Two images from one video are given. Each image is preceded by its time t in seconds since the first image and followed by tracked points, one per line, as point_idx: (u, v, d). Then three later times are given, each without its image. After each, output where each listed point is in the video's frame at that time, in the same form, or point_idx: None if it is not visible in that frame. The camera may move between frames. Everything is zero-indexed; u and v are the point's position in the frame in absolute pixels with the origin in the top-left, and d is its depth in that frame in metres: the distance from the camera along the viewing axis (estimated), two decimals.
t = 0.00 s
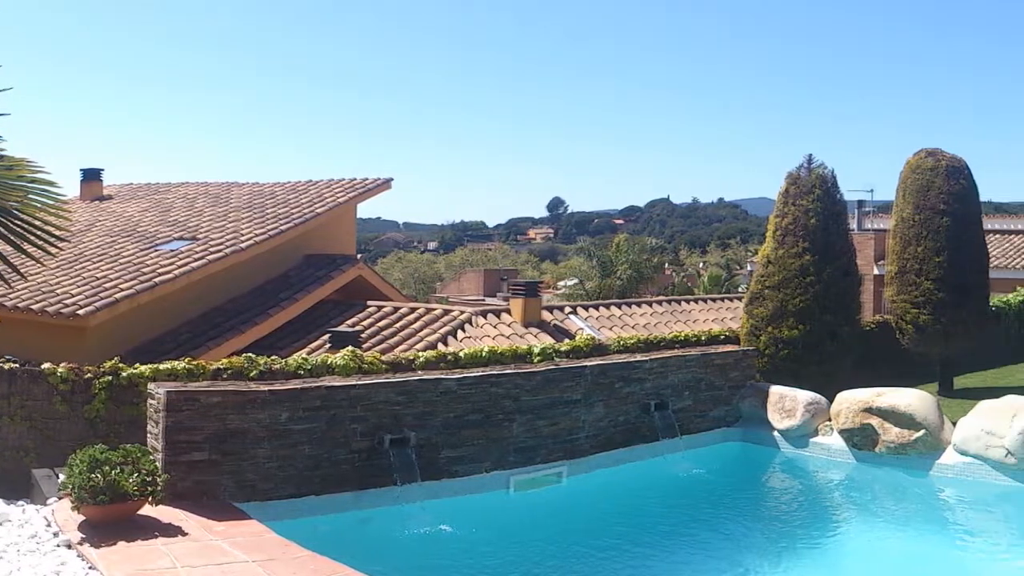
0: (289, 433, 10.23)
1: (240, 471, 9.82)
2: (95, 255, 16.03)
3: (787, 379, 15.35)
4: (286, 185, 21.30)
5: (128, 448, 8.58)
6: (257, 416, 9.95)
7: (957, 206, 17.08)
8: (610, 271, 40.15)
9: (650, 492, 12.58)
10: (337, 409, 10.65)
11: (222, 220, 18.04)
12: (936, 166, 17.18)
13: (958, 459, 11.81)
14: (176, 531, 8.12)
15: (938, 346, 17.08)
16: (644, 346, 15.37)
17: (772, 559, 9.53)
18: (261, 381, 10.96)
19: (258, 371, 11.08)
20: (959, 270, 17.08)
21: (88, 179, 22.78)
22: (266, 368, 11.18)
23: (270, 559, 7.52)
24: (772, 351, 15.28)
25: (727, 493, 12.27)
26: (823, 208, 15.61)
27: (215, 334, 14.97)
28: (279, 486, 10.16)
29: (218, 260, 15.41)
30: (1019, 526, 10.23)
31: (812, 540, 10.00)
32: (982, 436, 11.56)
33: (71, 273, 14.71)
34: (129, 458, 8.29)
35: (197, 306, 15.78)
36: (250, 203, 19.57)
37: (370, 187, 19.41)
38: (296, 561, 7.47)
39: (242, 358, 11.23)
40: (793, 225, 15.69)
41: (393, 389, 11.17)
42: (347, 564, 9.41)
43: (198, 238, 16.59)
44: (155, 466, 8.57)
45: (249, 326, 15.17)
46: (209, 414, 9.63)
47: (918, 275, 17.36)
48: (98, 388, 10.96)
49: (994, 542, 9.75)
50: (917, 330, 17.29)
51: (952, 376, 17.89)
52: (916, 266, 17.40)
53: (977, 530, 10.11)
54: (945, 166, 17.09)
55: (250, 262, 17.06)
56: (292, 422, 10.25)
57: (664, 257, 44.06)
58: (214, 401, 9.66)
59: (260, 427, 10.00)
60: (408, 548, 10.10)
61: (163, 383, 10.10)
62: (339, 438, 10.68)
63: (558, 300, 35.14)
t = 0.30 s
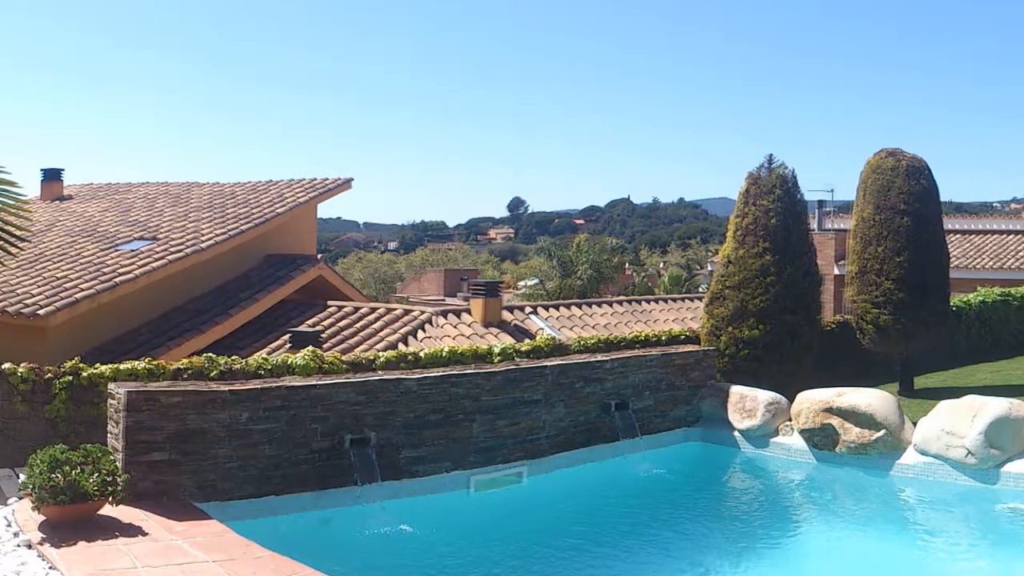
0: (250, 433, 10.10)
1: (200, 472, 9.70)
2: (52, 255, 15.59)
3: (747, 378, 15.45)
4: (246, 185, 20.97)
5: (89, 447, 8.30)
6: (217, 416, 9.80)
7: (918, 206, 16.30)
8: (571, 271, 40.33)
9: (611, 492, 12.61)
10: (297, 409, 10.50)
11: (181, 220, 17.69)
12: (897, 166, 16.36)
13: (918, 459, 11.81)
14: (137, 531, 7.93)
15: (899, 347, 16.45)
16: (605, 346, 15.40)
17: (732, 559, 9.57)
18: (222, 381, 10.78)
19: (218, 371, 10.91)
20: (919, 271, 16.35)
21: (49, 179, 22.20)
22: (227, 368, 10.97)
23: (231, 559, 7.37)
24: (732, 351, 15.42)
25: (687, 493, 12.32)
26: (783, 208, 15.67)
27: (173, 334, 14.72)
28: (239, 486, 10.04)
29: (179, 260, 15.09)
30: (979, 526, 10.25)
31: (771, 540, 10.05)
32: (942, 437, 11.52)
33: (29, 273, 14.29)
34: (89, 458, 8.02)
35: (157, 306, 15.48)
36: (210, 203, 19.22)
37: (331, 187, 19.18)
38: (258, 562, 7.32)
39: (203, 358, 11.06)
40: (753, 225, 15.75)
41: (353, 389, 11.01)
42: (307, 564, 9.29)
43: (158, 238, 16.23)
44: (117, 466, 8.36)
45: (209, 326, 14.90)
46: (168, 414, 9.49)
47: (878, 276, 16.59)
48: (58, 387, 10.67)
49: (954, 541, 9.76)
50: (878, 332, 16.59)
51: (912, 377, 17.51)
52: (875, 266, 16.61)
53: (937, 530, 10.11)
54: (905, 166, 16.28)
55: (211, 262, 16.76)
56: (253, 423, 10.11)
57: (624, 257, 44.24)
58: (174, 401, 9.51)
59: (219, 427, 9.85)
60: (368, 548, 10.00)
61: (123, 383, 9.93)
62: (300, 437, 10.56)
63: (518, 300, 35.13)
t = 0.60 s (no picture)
0: (210, 433, 10.04)
1: (160, 472, 9.62)
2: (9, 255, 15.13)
3: (707, 378, 15.56)
4: (207, 185, 20.59)
5: (51, 446, 8.08)
6: (177, 416, 9.74)
7: (879, 206, 16.01)
8: (531, 271, 40.37)
9: (572, 492, 12.60)
10: (257, 409, 10.44)
11: (141, 220, 17.30)
12: (858, 166, 16.08)
13: (878, 459, 11.80)
14: (97, 531, 7.82)
15: (859, 347, 16.19)
16: (567, 346, 15.41)
17: (693, 559, 9.60)
18: (182, 381, 10.75)
19: (178, 371, 10.86)
20: (881, 271, 16.06)
21: (8, 179, 21.62)
22: (187, 368, 10.96)
23: (191, 559, 7.28)
24: (692, 351, 15.54)
25: (648, 493, 12.36)
26: (744, 208, 15.79)
27: (132, 334, 14.48)
28: (200, 486, 9.97)
29: (139, 260, 14.75)
30: (938, 525, 10.19)
31: (732, 540, 10.10)
32: (902, 437, 11.51)
33: None
34: (50, 458, 7.80)
35: (116, 307, 15.15)
36: (171, 203, 18.84)
37: (291, 187, 18.91)
38: (218, 561, 7.23)
39: (163, 358, 10.98)
40: (714, 225, 15.84)
41: (313, 389, 10.91)
42: (267, 563, 9.19)
43: (118, 238, 15.86)
44: (76, 465, 8.13)
45: (169, 327, 14.62)
46: (128, 414, 9.39)
47: (839, 276, 16.26)
48: (18, 387, 10.35)
49: (914, 541, 9.72)
50: (839, 332, 16.28)
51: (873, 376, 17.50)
52: (836, 266, 16.28)
53: (897, 530, 10.09)
54: (866, 166, 16.07)
55: (170, 262, 16.43)
56: (213, 422, 10.05)
57: (584, 257, 44.36)
58: (134, 401, 9.42)
59: (180, 427, 9.80)
60: (328, 548, 9.88)
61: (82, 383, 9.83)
62: (259, 437, 10.47)
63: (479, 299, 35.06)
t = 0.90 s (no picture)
0: (171, 433, 9.94)
1: (121, 472, 9.50)
2: None
3: (668, 378, 15.66)
4: (167, 185, 20.17)
5: (12, 446, 7.95)
6: (137, 416, 9.61)
7: (839, 206, 16.21)
8: (492, 271, 40.31)
9: (533, 491, 12.57)
10: (218, 409, 10.34)
11: (100, 220, 16.87)
12: (818, 166, 16.30)
13: (839, 459, 11.78)
14: (57, 531, 7.72)
15: (818, 346, 16.36)
16: (528, 346, 15.41)
17: (654, 558, 9.62)
18: (143, 381, 10.54)
19: (139, 371, 10.64)
20: (840, 271, 16.24)
21: None
22: (148, 368, 10.74)
23: (151, 559, 7.19)
24: (653, 351, 15.65)
25: (608, 492, 12.38)
26: (704, 208, 15.89)
27: (91, 335, 14.19)
28: (161, 486, 9.85)
29: (99, 261, 14.38)
30: (899, 525, 10.17)
31: (692, 540, 10.14)
32: (863, 437, 11.50)
33: None
34: (10, 458, 7.68)
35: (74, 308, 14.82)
36: (131, 203, 18.41)
37: (252, 187, 18.61)
38: (179, 561, 7.14)
39: (124, 358, 10.76)
40: (674, 225, 15.93)
41: (274, 389, 10.84)
42: (227, 564, 9.06)
43: (78, 238, 15.45)
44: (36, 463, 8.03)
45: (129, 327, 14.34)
46: (89, 414, 9.28)
47: (799, 276, 16.46)
48: None
49: (875, 541, 9.71)
50: (798, 331, 16.47)
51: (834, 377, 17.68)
52: (796, 266, 16.48)
53: (857, 530, 10.09)
54: (827, 166, 16.29)
55: (129, 262, 16.08)
56: (174, 422, 9.96)
57: (545, 257, 44.41)
58: (95, 401, 9.30)
59: (141, 427, 9.67)
60: (288, 547, 9.76)
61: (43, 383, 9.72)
62: (220, 437, 10.36)
63: (440, 299, 34.90)
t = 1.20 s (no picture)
0: (131, 433, 9.87)
1: (81, 472, 9.48)
2: None
3: (628, 378, 15.71)
4: (128, 185, 19.73)
5: None
6: (98, 416, 9.60)
7: (798, 206, 16.41)
8: (452, 271, 40.19)
9: (494, 491, 12.52)
10: (178, 409, 10.25)
11: (60, 220, 16.44)
12: (778, 166, 16.49)
13: (799, 459, 11.76)
14: (16, 532, 7.65)
15: (778, 346, 16.54)
16: (488, 346, 15.35)
17: (614, 558, 9.63)
18: (103, 381, 10.41)
19: (99, 371, 10.51)
20: (800, 270, 16.44)
21: None
22: (108, 368, 10.61)
23: (111, 559, 7.10)
24: (613, 351, 15.71)
25: (568, 493, 12.37)
26: (664, 208, 15.96)
27: (51, 335, 13.98)
28: (121, 486, 9.80)
29: (59, 261, 14.07)
30: (859, 525, 10.17)
31: (652, 540, 10.17)
32: (824, 436, 11.46)
33: None
34: None
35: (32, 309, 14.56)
36: (92, 203, 17.97)
37: (212, 187, 18.28)
38: (139, 560, 7.06)
39: (84, 357, 10.63)
40: (634, 225, 15.98)
41: (234, 389, 10.74)
42: (187, 564, 8.99)
43: (38, 238, 15.04)
44: None
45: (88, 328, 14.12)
46: (49, 414, 9.29)
47: (759, 276, 16.62)
48: None
49: (835, 541, 9.70)
50: (757, 331, 16.64)
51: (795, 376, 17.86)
52: (757, 266, 16.64)
53: (818, 530, 10.08)
54: (786, 166, 16.49)
55: (89, 262, 15.77)
56: (134, 422, 9.88)
57: (505, 257, 44.38)
58: (55, 401, 9.31)
59: (101, 427, 9.63)
60: (249, 548, 9.69)
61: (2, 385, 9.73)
62: (180, 437, 10.27)
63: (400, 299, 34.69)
